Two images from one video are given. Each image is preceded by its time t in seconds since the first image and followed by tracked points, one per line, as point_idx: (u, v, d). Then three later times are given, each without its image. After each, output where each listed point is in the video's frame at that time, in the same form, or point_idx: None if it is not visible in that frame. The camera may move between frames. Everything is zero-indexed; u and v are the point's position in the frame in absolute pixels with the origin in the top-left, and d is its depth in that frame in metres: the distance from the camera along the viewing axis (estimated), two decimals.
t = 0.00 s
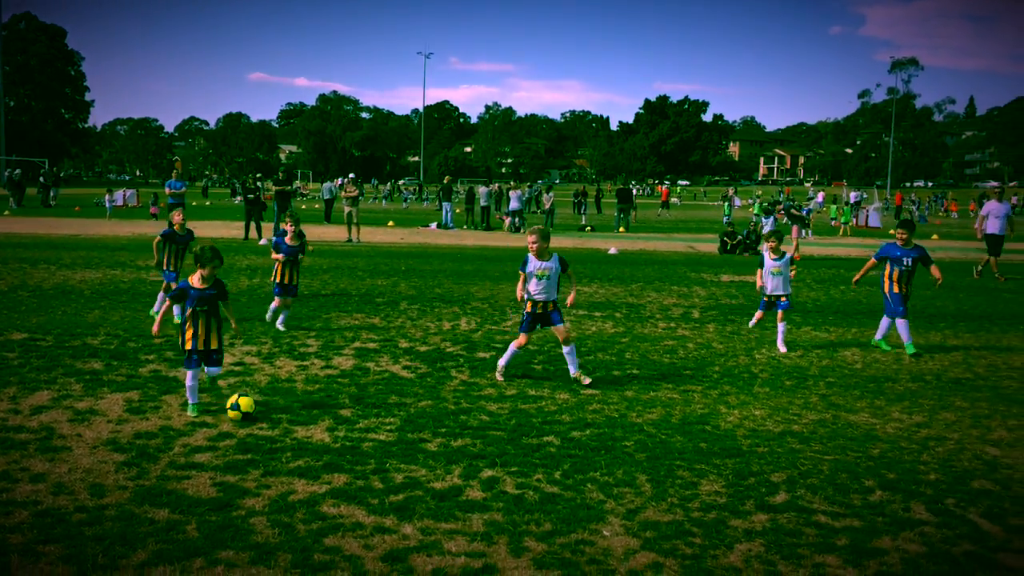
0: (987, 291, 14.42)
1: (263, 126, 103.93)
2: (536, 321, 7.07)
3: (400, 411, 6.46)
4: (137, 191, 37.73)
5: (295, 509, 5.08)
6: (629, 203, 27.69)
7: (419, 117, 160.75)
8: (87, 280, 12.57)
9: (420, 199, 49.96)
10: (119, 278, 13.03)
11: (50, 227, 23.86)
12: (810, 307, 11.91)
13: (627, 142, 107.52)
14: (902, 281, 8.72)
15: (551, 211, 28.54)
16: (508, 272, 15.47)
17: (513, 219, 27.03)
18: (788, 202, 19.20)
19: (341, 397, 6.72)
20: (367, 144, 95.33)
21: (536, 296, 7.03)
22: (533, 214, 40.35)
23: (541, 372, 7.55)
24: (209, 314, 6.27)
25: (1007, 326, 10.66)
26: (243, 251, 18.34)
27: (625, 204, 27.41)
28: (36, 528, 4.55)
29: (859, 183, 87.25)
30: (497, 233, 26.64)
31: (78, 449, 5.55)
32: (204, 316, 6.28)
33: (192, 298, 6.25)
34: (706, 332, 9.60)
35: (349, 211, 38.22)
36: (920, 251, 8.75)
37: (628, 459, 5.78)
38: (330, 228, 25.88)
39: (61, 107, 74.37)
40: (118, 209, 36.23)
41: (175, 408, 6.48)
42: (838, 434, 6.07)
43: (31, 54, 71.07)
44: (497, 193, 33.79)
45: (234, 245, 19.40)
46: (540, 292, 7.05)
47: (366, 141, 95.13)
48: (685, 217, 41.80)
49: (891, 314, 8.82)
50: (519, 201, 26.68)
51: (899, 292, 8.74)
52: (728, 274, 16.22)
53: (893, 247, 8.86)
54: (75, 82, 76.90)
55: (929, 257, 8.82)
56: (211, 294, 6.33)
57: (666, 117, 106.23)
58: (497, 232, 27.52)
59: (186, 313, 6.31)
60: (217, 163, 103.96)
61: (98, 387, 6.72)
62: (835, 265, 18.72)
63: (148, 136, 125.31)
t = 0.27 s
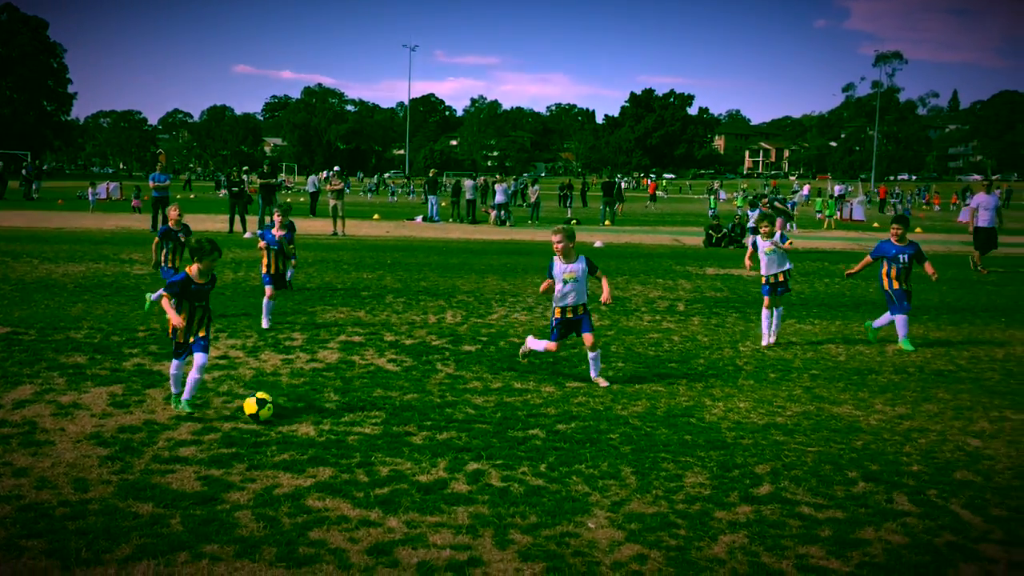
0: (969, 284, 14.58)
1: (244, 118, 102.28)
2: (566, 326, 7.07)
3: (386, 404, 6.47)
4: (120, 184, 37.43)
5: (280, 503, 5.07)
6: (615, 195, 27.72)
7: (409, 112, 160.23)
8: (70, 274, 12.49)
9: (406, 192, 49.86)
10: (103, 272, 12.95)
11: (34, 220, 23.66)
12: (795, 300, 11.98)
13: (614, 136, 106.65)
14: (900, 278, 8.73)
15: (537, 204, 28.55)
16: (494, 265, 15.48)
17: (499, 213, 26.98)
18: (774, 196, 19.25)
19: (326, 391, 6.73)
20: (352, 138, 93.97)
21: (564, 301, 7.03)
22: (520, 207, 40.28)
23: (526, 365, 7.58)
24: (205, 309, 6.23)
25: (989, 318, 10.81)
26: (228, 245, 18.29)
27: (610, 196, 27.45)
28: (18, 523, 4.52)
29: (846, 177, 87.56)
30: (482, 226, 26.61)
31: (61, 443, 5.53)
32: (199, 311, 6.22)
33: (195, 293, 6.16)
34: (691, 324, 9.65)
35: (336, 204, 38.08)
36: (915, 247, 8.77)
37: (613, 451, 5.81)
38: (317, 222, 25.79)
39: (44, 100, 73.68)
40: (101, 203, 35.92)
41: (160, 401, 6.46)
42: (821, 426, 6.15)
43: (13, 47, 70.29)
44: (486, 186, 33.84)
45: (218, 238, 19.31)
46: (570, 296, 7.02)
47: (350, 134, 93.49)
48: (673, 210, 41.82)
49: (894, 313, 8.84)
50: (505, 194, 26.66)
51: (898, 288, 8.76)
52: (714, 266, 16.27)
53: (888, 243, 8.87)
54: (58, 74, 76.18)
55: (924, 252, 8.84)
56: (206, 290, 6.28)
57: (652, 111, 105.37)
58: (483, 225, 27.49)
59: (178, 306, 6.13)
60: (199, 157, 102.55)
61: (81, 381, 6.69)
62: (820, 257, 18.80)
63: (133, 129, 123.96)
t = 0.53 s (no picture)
0: (947, 277, 14.74)
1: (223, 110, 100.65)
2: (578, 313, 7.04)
3: (366, 397, 6.48)
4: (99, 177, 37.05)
5: (260, 497, 5.06)
6: (596, 188, 27.76)
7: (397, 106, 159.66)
8: (48, 268, 12.40)
9: (389, 185, 49.75)
10: (81, 265, 12.87)
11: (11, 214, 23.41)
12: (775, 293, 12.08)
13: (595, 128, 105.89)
14: (887, 270, 8.84)
15: (518, 197, 28.56)
16: (475, 258, 15.50)
17: (480, 206, 26.94)
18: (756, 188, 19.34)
19: (307, 384, 6.73)
20: (331, 130, 92.93)
21: (575, 287, 6.97)
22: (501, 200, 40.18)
23: (507, 357, 7.62)
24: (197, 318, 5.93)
25: (966, 311, 10.96)
26: (209, 239, 18.21)
27: (591, 190, 27.51)
28: None
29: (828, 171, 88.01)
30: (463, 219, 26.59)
31: (39, 438, 5.49)
32: (190, 319, 5.90)
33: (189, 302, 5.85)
34: (671, 317, 9.72)
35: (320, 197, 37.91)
36: (903, 237, 8.84)
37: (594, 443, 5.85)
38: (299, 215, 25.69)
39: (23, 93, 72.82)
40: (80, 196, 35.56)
41: (139, 395, 6.44)
42: (800, 417, 6.22)
43: None
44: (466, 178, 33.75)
45: (198, 232, 19.21)
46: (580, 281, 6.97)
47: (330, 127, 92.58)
48: (658, 204, 41.89)
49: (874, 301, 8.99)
50: (486, 187, 26.64)
51: (885, 280, 8.87)
52: (695, 259, 16.34)
53: (878, 233, 8.94)
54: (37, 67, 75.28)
55: (913, 244, 8.90)
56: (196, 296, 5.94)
57: (632, 103, 104.63)
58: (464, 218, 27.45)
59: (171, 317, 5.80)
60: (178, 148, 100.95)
61: (59, 375, 6.64)
62: (801, 251, 18.93)
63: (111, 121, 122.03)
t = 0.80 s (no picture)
0: (921, 269, 14.94)
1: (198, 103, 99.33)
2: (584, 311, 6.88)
3: (343, 390, 6.51)
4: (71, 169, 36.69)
5: (236, 490, 5.04)
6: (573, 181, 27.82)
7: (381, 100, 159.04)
8: (19, 261, 12.28)
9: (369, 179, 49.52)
10: (55, 259, 12.76)
11: None
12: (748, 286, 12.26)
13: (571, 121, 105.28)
14: (868, 263, 8.95)
15: (495, 190, 28.66)
16: (452, 251, 15.59)
17: (456, 198, 26.98)
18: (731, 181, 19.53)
19: (284, 377, 6.75)
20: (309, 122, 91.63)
21: (578, 284, 6.81)
22: (476, 193, 40.16)
23: (483, 351, 7.68)
24: (185, 313, 5.83)
25: (937, 303, 11.15)
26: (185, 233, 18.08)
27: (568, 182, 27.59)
28: None
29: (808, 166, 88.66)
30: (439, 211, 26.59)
31: (11, 432, 5.44)
32: (178, 313, 5.80)
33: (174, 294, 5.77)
34: (646, 311, 9.84)
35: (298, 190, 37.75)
36: (887, 230, 8.89)
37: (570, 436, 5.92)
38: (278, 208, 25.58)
39: None
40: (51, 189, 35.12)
41: (114, 389, 6.41)
42: (774, 409, 6.36)
43: None
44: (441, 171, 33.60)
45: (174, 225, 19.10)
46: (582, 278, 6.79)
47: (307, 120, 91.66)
48: (636, 197, 42.14)
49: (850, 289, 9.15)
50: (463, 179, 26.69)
51: (866, 273, 8.99)
52: (670, 252, 16.49)
53: (861, 225, 9.01)
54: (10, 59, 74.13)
55: (897, 236, 8.95)
56: (186, 292, 5.84)
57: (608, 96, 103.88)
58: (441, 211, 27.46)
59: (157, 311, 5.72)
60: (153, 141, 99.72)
61: (31, 369, 6.59)
62: (776, 243, 19.14)
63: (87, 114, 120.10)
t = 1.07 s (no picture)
0: (889, 260, 15.19)
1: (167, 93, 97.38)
2: (581, 318, 6.70)
3: (314, 383, 6.50)
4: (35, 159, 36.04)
5: (205, 484, 5.01)
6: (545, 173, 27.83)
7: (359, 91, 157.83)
8: None
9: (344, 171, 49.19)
10: (21, 252, 12.59)
11: None
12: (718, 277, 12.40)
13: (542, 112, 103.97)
14: (845, 257, 9.01)
15: (466, 181, 28.62)
16: (425, 243, 15.60)
17: (428, 189, 26.90)
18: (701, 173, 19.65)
19: (254, 370, 6.73)
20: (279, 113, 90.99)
21: (578, 291, 6.62)
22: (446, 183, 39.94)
23: (454, 343, 7.72)
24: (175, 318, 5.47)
25: (903, 293, 11.35)
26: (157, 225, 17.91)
27: (540, 173, 27.59)
28: None
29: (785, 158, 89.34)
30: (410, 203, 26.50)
31: None
32: (169, 319, 5.46)
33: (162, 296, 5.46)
34: (617, 303, 9.92)
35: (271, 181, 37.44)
36: (865, 224, 8.93)
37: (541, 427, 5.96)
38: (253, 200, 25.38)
39: None
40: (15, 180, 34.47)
41: (81, 382, 6.36)
42: (743, 399, 6.43)
43: None
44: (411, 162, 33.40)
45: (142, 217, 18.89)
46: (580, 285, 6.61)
47: (276, 110, 90.55)
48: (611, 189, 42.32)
49: (825, 281, 9.25)
50: (434, 171, 26.63)
51: (843, 267, 9.07)
52: (641, 243, 16.60)
53: (839, 219, 9.05)
54: None
55: (876, 231, 8.98)
56: (178, 295, 5.54)
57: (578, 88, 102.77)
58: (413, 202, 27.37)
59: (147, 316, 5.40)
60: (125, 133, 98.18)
61: None
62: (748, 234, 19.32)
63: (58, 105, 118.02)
